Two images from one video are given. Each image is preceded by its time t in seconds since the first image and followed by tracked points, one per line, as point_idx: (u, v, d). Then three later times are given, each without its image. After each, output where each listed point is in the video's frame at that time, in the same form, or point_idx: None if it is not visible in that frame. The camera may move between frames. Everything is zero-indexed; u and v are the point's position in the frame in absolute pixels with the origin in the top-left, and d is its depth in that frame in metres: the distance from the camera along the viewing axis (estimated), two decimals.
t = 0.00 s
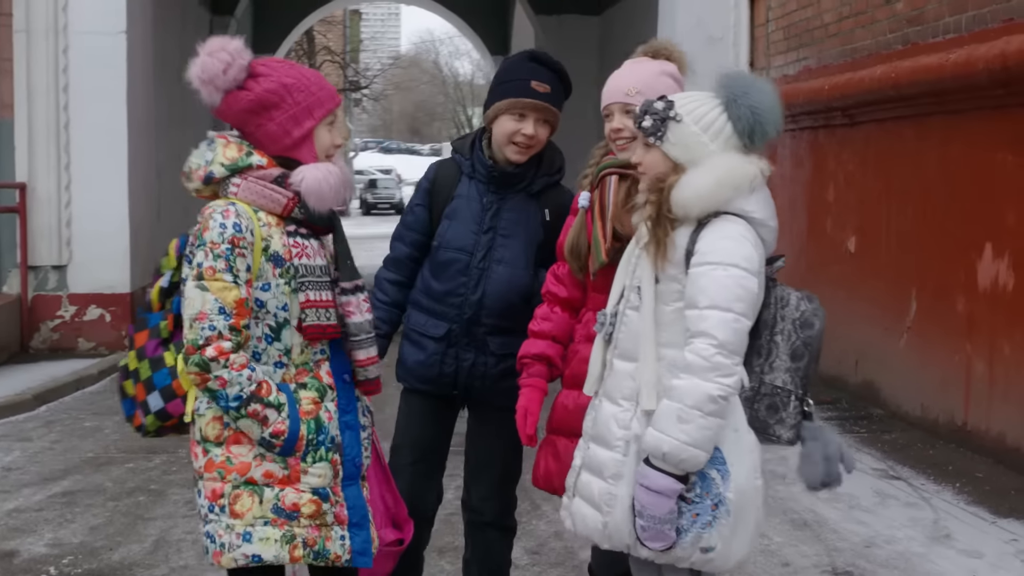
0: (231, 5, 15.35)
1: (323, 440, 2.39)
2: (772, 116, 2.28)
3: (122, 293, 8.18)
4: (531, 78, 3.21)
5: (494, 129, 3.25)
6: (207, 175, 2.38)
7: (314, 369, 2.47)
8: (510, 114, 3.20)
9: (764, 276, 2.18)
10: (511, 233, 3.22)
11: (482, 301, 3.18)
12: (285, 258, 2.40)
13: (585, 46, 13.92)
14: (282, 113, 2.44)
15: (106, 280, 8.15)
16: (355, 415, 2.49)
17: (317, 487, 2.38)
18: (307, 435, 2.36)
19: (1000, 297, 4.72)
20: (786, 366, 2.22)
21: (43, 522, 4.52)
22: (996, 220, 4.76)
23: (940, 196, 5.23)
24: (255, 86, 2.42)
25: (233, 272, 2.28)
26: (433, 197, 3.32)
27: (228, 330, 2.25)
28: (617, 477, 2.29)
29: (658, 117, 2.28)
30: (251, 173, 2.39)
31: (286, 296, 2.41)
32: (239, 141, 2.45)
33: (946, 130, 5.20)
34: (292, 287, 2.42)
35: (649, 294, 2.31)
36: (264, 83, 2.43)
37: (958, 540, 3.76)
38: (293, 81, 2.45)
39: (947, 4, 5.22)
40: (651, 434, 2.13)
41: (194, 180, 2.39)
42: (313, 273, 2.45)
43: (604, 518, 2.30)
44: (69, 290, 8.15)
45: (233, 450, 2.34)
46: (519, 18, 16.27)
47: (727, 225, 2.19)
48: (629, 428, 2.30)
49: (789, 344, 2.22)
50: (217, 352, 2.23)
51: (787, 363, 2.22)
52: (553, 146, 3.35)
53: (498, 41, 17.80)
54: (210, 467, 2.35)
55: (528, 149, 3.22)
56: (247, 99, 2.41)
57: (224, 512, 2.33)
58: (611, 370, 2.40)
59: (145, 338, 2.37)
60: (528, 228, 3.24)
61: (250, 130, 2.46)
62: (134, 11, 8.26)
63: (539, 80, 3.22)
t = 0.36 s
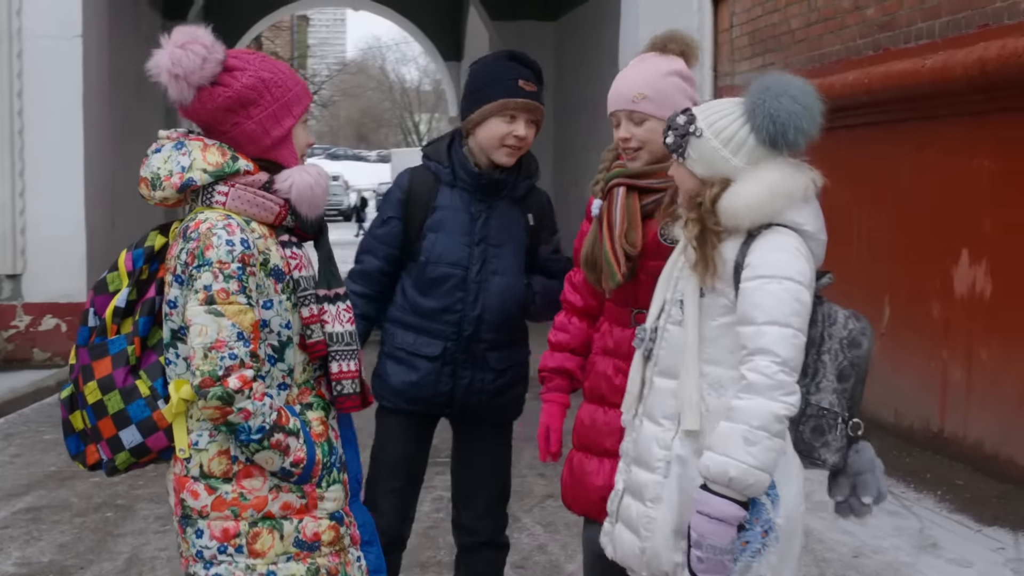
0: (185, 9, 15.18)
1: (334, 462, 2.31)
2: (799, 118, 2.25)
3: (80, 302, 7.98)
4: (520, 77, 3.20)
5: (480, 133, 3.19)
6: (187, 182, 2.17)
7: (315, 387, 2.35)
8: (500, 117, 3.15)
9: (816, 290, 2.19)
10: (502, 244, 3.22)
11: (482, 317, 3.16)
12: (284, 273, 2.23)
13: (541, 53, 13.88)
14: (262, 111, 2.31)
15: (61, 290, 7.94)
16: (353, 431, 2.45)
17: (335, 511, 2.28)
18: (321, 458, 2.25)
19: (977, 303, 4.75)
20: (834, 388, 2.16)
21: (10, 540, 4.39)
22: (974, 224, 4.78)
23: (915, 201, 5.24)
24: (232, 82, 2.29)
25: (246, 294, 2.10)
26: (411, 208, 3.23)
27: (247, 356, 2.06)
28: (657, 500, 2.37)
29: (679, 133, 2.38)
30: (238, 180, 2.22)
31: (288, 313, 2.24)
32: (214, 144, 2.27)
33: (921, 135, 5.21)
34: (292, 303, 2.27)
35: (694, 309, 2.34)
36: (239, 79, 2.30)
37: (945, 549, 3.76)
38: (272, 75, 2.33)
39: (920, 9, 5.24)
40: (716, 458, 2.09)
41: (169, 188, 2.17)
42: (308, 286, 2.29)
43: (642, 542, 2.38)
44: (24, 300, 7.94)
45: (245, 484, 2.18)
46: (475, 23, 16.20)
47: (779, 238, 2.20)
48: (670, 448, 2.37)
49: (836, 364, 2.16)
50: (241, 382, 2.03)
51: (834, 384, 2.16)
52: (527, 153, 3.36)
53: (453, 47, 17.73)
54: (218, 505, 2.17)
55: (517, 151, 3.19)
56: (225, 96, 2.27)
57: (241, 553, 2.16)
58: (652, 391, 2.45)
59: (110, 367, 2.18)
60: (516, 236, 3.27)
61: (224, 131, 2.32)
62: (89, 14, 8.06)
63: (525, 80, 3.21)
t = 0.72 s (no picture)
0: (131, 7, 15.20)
1: (323, 472, 2.38)
2: (805, 124, 2.26)
3: (29, 307, 7.78)
4: (427, 81, 3.19)
5: (391, 145, 3.18)
6: (174, 184, 2.25)
7: (304, 395, 2.45)
8: (411, 132, 3.15)
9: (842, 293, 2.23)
10: (428, 240, 3.22)
11: (425, 320, 3.17)
12: (273, 276, 2.34)
13: (494, 54, 13.86)
14: (252, 112, 2.39)
15: (9, 294, 7.72)
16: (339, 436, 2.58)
17: (321, 522, 2.36)
18: (311, 467, 2.34)
19: (944, 304, 4.81)
20: (868, 391, 2.27)
21: None
22: (938, 225, 4.85)
23: (880, 201, 5.29)
24: (223, 83, 2.36)
25: (234, 297, 2.18)
26: (329, 221, 3.16)
27: (236, 361, 2.15)
28: (694, 526, 2.37)
29: (684, 140, 2.42)
30: (226, 181, 2.30)
31: (278, 318, 2.35)
32: (200, 146, 2.33)
33: (884, 136, 5.27)
34: (282, 308, 2.38)
35: (720, 326, 2.35)
36: (230, 79, 2.37)
37: (922, 551, 3.89)
38: (262, 76, 2.41)
39: (883, 10, 5.29)
40: (745, 475, 2.15)
41: (156, 190, 2.25)
42: (297, 290, 2.41)
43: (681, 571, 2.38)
44: None
45: (233, 493, 2.26)
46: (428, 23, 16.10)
47: (801, 242, 2.23)
48: (705, 471, 2.38)
49: (869, 364, 2.27)
50: (229, 388, 2.12)
51: (867, 386, 2.27)
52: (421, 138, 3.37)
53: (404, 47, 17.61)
54: (206, 516, 2.24)
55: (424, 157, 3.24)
56: (215, 97, 2.35)
57: (230, 565, 2.24)
58: (681, 410, 2.48)
59: (96, 374, 2.26)
60: (439, 227, 3.28)
61: (214, 132, 2.38)
62: (37, 11, 7.84)
63: (430, 84, 3.19)
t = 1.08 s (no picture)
0: (88, 7, 14.87)
1: (319, 473, 2.52)
2: (775, 122, 2.23)
3: None
4: (371, 84, 3.19)
5: (337, 150, 3.21)
6: (174, 186, 2.38)
7: (301, 398, 2.58)
8: (355, 136, 3.18)
9: (817, 305, 2.20)
10: (386, 238, 3.25)
11: (393, 319, 3.18)
12: (272, 281, 2.45)
13: (456, 56, 13.82)
14: (266, 119, 2.52)
15: None
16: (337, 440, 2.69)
17: (318, 522, 2.50)
18: (309, 470, 2.48)
19: (918, 305, 4.87)
20: (837, 409, 2.24)
21: None
22: (911, 227, 4.90)
23: (850, 202, 5.34)
24: (243, 86, 2.48)
25: (235, 303, 2.31)
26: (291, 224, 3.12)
27: (237, 366, 2.28)
28: (649, 538, 2.35)
29: (651, 146, 2.40)
30: (226, 185, 2.43)
31: (275, 322, 2.47)
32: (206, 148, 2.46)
33: (856, 137, 5.32)
34: (280, 312, 2.50)
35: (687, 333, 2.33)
36: (251, 83, 2.50)
37: (900, 553, 4.02)
38: (280, 85, 2.54)
39: (854, 12, 5.35)
40: (706, 489, 2.12)
41: (155, 191, 2.38)
42: (295, 295, 2.53)
43: None
44: None
45: (233, 497, 2.40)
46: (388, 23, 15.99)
47: (775, 249, 2.19)
48: (662, 482, 2.36)
49: (840, 382, 2.24)
50: (231, 393, 2.25)
51: (838, 404, 2.24)
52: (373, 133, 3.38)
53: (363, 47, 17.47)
54: (206, 519, 2.39)
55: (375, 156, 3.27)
56: (235, 98, 2.47)
57: (231, 566, 2.39)
58: (644, 416, 2.45)
59: (94, 378, 2.42)
60: (394, 225, 3.31)
61: (224, 133, 2.50)
62: None
63: (376, 88, 3.20)
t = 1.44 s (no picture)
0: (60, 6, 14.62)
1: (308, 480, 2.51)
2: (738, 104, 2.24)
3: None
4: (414, 79, 3.28)
5: (365, 138, 3.23)
6: (164, 182, 2.35)
7: (291, 404, 2.58)
8: (389, 125, 3.20)
9: (795, 306, 2.19)
10: (403, 239, 3.30)
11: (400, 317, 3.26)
12: (262, 282, 2.44)
13: (432, 54, 13.73)
14: (262, 120, 2.51)
15: None
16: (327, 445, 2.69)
17: (307, 533, 2.49)
18: (299, 479, 2.47)
19: (900, 303, 4.91)
20: (818, 410, 2.25)
21: None
22: (895, 225, 4.95)
23: (833, 200, 5.38)
24: (244, 84, 2.46)
25: (229, 303, 2.29)
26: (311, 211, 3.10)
27: (232, 369, 2.26)
28: (626, 538, 2.35)
29: (622, 151, 2.39)
30: (218, 183, 2.41)
31: (267, 325, 2.46)
32: (192, 145, 2.43)
33: (838, 135, 5.35)
34: (272, 314, 2.50)
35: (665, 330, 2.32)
36: (251, 81, 2.48)
37: (888, 552, 4.04)
38: (276, 84, 2.53)
39: (837, 10, 5.38)
40: (675, 488, 2.13)
41: (144, 186, 2.35)
42: (286, 298, 2.52)
43: None
44: None
45: (222, 506, 2.37)
46: (364, 20, 15.90)
47: (755, 247, 2.19)
48: (640, 482, 2.36)
49: (821, 383, 2.25)
50: (225, 397, 2.23)
51: (818, 406, 2.25)
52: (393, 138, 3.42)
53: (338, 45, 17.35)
54: (193, 529, 2.35)
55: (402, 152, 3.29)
56: (235, 96, 2.45)
57: None
58: (621, 415, 2.45)
59: (77, 383, 2.41)
60: (409, 227, 3.36)
61: (219, 129, 2.48)
62: None
63: (414, 82, 3.28)
